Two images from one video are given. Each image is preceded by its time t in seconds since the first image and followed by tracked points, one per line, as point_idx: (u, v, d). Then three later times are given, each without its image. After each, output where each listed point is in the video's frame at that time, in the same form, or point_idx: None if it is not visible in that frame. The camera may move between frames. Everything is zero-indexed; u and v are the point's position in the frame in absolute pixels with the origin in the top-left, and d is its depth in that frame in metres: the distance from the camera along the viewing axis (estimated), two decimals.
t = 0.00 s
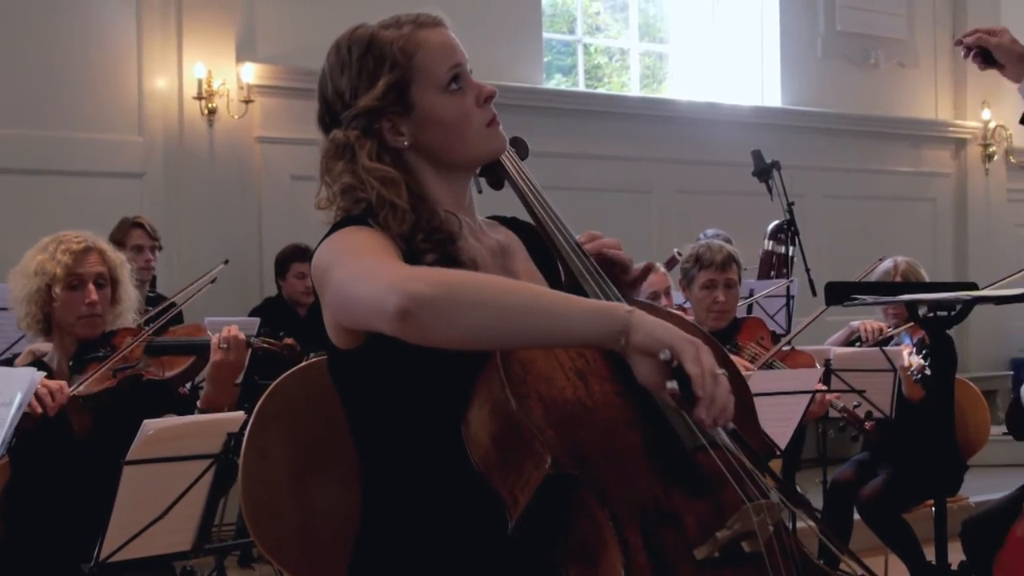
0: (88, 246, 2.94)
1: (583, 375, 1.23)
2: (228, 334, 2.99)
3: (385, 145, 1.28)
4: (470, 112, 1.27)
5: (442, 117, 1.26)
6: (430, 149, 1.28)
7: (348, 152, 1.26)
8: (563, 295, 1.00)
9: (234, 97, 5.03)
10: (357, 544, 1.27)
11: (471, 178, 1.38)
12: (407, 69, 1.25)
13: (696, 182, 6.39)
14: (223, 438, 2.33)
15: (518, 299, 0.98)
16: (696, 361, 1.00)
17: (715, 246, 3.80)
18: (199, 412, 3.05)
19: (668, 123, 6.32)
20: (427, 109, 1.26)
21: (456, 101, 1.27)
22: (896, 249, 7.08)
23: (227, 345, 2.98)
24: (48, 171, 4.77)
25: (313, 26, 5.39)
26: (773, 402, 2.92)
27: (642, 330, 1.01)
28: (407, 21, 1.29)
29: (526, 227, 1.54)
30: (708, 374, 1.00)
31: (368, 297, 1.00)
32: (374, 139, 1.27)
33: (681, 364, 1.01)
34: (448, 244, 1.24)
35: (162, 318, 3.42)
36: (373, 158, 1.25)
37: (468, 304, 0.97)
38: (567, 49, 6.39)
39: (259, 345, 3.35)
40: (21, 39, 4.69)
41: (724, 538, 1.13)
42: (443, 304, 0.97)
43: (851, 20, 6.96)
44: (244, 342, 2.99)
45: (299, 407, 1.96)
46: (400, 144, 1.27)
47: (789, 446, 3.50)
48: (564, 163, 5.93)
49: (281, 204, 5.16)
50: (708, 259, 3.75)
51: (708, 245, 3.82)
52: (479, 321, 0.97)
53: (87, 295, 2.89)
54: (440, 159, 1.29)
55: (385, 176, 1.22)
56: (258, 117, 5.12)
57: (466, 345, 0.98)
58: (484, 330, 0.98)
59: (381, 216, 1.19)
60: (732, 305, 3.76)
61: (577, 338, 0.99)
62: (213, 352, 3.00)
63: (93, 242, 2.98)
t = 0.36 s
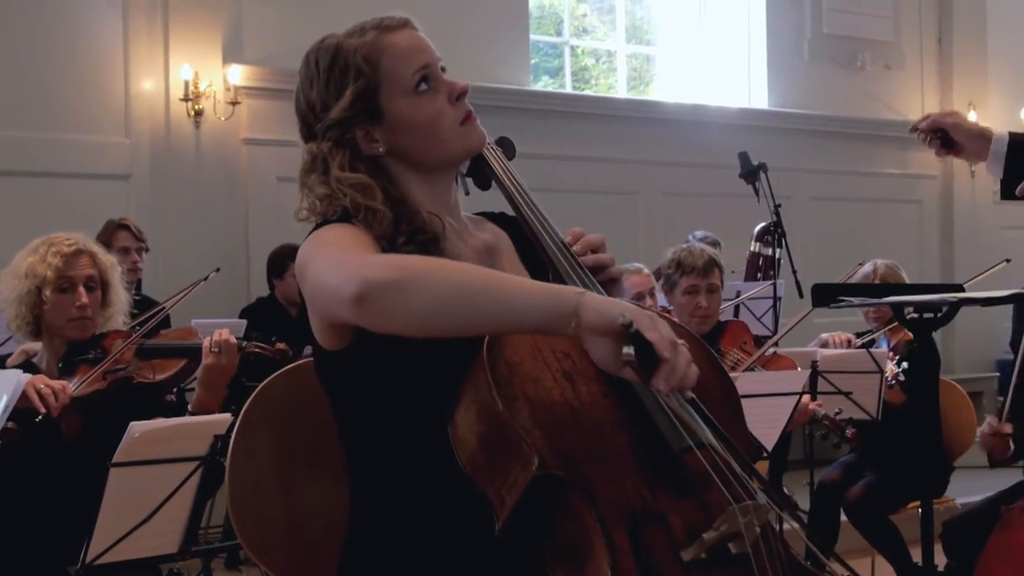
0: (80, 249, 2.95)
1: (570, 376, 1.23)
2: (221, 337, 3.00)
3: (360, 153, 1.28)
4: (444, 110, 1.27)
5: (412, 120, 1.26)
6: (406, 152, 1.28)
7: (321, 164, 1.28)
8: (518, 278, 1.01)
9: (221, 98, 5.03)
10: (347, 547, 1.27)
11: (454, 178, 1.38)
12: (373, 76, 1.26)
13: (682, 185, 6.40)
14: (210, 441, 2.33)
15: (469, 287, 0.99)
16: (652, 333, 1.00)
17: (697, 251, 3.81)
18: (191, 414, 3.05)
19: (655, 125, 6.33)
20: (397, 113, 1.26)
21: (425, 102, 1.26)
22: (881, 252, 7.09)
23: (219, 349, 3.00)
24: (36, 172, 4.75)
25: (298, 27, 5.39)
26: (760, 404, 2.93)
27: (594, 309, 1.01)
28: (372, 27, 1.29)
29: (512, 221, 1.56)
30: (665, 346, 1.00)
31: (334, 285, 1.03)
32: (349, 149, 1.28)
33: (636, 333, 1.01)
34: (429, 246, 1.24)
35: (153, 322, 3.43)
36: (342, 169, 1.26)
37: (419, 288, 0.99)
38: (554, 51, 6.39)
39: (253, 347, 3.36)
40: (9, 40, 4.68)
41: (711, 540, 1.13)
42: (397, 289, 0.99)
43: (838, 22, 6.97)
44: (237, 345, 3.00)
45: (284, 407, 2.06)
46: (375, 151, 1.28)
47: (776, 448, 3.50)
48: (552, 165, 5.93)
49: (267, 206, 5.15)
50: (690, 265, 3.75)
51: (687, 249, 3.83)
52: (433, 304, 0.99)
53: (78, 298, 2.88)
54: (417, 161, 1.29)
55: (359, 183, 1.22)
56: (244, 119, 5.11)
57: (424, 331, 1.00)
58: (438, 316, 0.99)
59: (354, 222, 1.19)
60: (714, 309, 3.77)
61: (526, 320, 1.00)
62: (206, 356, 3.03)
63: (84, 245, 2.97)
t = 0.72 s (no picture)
0: (80, 253, 2.94)
1: (560, 381, 1.23)
2: (223, 341, 3.00)
3: (356, 155, 1.28)
4: (438, 107, 1.28)
5: (407, 118, 1.26)
6: (402, 151, 1.28)
7: (320, 165, 1.26)
8: (488, 266, 1.00)
9: (212, 102, 5.01)
10: (337, 554, 1.27)
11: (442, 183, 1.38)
12: (368, 74, 1.26)
13: (674, 190, 6.40)
14: (199, 447, 2.33)
15: (440, 277, 0.99)
16: (622, 309, 0.97)
17: (686, 252, 3.84)
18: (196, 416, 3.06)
19: (646, 129, 6.33)
20: (393, 111, 1.26)
21: (419, 99, 1.27)
22: (873, 257, 7.10)
23: (221, 352, 3.00)
24: (27, 177, 4.75)
25: (289, 31, 5.38)
26: (751, 409, 2.93)
27: (558, 290, 0.98)
28: (359, 30, 1.30)
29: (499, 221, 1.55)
30: (637, 319, 0.97)
31: (314, 282, 1.03)
32: (346, 149, 1.27)
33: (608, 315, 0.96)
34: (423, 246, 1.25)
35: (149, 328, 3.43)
36: (344, 168, 1.25)
37: (386, 279, 0.99)
38: (546, 56, 6.39)
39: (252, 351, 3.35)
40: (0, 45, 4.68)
41: (701, 545, 1.12)
42: (369, 282, 0.99)
43: (829, 28, 6.98)
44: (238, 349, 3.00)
45: (276, 412, 2.08)
46: (374, 151, 1.28)
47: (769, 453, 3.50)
48: (543, 170, 5.94)
49: (260, 210, 5.14)
50: (676, 266, 3.78)
51: (676, 250, 3.86)
52: (404, 294, 0.98)
53: (77, 300, 2.89)
54: (411, 159, 1.30)
55: (358, 182, 1.23)
56: (236, 123, 5.10)
57: (401, 323, 0.99)
58: (410, 306, 0.99)
59: (355, 221, 1.19)
60: (700, 309, 3.76)
61: (494, 305, 0.99)
62: (208, 359, 3.03)
63: (83, 249, 2.97)
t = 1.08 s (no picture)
0: (74, 258, 2.94)
1: (553, 386, 1.22)
2: (214, 348, 3.02)
3: (343, 166, 1.29)
4: (423, 113, 1.27)
5: (392, 127, 1.26)
6: (389, 159, 1.28)
7: (304, 178, 1.27)
8: (461, 257, 1.00)
9: (205, 107, 5.02)
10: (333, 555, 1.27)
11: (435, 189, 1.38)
12: (350, 87, 1.27)
13: (667, 194, 6.40)
14: (193, 451, 2.33)
15: (412, 268, 0.99)
16: (582, 296, 0.94)
17: (689, 262, 3.84)
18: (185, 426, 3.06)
19: (640, 133, 6.33)
20: (375, 121, 1.26)
21: (401, 106, 1.27)
22: (866, 262, 7.11)
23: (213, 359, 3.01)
24: (20, 182, 4.75)
25: (283, 36, 5.38)
26: (744, 413, 2.93)
27: (515, 281, 0.96)
28: (342, 39, 1.30)
29: (490, 223, 1.57)
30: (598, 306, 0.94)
31: (300, 279, 1.05)
32: (330, 162, 1.28)
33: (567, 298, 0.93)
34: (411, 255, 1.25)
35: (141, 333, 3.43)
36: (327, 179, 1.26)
37: (367, 269, 1.00)
38: (539, 60, 6.40)
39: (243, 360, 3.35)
40: None
41: (695, 550, 1.15)
42: (348, 278, 1.00)
43: (822, 33, 6.99)
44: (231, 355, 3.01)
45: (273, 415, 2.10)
46: (358, 162, 1.28)
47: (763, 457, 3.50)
48: (537, 174, 5.94)
49: (254, 215, 5.14)
50: (682, 275, 3.78)
51: (681, 258, 3.86)
52: (379, 288, 0.99)
53: (71, 305, 2.88)
54: (398, 168, 1.30)
55: (342, 191, 1.22)
56: (229, 127, 5.10)
57: (379, 317, 1.00)
58: (386, 300, 0.99)
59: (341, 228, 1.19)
60: (704, 320, 3.77)
61: (456, 291, 0.98)
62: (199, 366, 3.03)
63: (78, 253, 2.97)
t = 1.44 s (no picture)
0: (61, 261, 2.95)
1: (547, 390, 1.23)
2: (203, 352, 3.03)
3: (339, 170, 1.29)
4: (423, 122, 1.28)
5: (391, 133, 1.26)
6: (385, 165, 1.29)
7: (301, 179, 1.27)
8: (421, 247, 0.99)
9: (199, 111, 5.01)
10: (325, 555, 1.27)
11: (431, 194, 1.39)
12: (352, 90, 1.26)
13: (661, 197, 6.41)
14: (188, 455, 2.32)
15: (374, 263, 0.99)
16: (523, 266, 0.90)
17: (697, 261, 3.83)
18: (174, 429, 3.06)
19: (634, 137, 6.33)
20: (374, 126, 1.26)
21: (406, 115, 1.27)
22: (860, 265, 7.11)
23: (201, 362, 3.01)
24: (14, 186, 4.75)
25: (276, 39, 5.38)
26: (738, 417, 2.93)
27: (457, 262, 0.94)
28: (346, 41, 1.29)
29: (482, 228, 1.57)
30: (539, 277, 0.90)
31: (287, 280, 1.07)
32: (327, 164, 1.28)
33: (511, 277, 0.89)
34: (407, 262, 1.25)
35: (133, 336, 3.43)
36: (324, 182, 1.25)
37: (339, 268, 1.01)
38: (533, 64, 6.40)
39: (232, 363, 3.34)
40: None
41: (689, 552, 1.16)
42: (325, 276, 1.02)
43: (816, 36, 7.00)
44: (219, 358, 3.01)
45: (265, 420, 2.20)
46: (355, 166, 1.28)
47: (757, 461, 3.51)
48: (530, 178, 5.94)
49: (248, 218, 5.14)
50: (690, 273, 3.76)
51: (689, 258, 3.84)
52: (349, 285, 1.00)
53: (58, 310, 2.88)
54: (397, 175, 1.30)
55: (339, 194, 1.22)
56: (223, 131, 5.09)
57: (356, 313, 1.01)
58: (357, 296, 1.00)
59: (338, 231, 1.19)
60: (710, 319, 3.77)
61: (408, 282, 0.97)
62: (187, 369, 3.04)
63: (64, 257, 2.97)
